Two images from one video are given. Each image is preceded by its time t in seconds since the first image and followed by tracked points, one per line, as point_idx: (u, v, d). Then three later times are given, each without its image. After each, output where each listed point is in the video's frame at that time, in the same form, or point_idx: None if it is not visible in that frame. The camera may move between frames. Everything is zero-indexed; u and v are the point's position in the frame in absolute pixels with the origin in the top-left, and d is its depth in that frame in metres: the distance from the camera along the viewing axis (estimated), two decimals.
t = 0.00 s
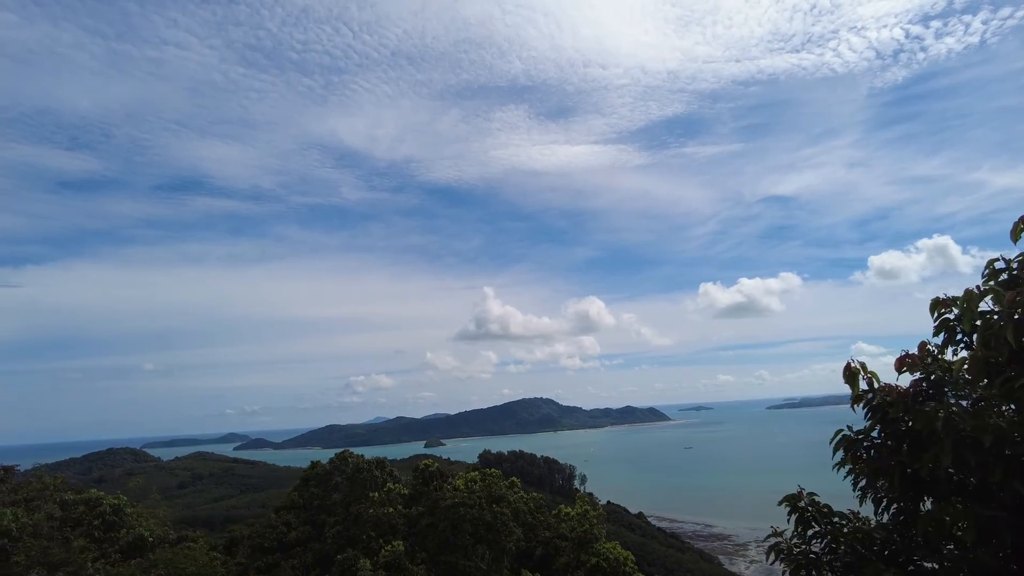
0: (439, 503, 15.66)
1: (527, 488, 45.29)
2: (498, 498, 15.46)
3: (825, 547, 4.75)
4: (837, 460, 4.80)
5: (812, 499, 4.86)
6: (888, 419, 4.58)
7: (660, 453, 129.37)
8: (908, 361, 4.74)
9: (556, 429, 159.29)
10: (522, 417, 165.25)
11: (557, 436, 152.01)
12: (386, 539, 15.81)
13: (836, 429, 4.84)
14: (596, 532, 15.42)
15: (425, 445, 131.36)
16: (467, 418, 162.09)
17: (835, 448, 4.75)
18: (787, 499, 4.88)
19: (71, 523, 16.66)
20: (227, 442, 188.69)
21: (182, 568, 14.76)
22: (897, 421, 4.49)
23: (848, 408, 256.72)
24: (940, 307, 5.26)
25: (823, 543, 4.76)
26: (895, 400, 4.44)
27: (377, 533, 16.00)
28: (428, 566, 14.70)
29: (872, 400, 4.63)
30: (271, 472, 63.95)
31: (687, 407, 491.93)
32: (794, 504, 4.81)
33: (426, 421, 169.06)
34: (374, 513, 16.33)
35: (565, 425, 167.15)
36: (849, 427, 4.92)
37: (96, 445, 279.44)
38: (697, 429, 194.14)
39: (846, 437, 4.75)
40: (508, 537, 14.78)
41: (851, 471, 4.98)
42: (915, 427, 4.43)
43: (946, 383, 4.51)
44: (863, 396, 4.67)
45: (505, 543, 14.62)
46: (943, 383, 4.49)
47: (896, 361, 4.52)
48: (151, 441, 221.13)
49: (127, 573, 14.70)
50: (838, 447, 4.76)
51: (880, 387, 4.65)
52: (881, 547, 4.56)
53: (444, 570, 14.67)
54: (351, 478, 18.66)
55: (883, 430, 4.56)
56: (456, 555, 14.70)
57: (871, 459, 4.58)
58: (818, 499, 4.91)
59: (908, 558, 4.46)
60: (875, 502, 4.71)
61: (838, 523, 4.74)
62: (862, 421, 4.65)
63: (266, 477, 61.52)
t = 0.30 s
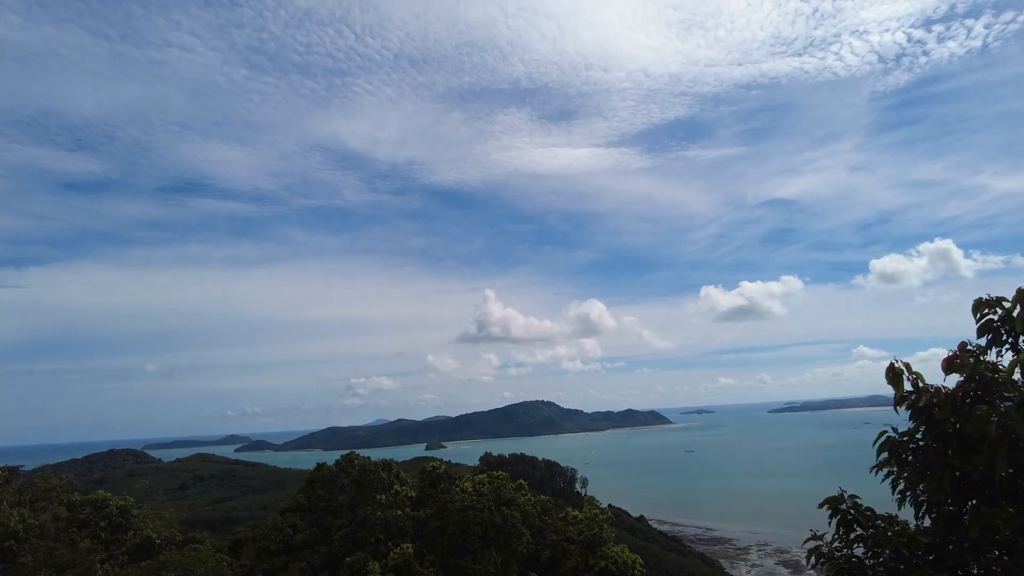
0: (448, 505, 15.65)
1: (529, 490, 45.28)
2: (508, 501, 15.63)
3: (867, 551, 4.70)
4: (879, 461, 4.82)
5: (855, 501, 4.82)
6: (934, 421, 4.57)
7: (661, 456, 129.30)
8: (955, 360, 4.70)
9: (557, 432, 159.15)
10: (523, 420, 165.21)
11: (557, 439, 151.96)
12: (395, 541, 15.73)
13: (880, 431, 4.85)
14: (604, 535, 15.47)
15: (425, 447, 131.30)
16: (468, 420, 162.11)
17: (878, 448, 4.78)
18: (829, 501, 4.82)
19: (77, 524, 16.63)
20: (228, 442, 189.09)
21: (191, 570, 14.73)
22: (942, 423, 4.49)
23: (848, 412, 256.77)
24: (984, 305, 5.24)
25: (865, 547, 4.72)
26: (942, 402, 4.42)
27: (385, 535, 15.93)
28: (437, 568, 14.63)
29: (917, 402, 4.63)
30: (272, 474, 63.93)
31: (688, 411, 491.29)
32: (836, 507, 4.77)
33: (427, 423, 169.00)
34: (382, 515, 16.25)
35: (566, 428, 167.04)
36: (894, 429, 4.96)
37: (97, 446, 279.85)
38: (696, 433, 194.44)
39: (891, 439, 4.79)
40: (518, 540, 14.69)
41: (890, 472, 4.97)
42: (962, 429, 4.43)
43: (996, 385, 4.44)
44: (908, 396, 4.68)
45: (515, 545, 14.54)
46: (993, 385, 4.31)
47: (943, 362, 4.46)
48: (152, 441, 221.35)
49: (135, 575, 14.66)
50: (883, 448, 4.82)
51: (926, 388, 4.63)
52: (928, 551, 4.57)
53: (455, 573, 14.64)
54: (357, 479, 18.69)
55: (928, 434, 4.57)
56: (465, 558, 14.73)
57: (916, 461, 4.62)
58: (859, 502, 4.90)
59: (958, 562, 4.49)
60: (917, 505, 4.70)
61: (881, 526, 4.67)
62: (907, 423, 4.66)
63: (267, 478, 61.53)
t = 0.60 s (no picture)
0: (450, 507, 15.60)
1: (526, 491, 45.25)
2: (510, 504, 15.63)
3: (899, 559, 4.76)
4: (911, 465, 4.93)
5: (885, 507, 4.92)
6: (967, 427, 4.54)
7: (658, 456, 129.36)
8: (988, 364, 4.64)
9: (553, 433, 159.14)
10: (519, 421, 164.99)
11: (554, 439, 151.93)
12: (398, 543, 15.67)
13: (911, 437, 4.89)
14: (607, 537, 15.42)
15: (421, 447, 131.20)
16: (464, 421, 162.00)
17: (910, 453, 4.85)
18: (859, 507, 4.93)
19: (76, 527, 16.54)
20: (224, 443, 188.75)
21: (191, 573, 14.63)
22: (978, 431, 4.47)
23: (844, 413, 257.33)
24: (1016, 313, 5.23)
25: (896, 553, 4.81)
26: (977, 406, 4.37)
27: (388, 537, 15.86)
28: (441, 570, 14.57)
29: (952, 407, 4.60)
30: (268, 474, 63.76)
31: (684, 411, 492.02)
32: (867, 513, 4.88)
33: (423, 423, 168.82)
34: (384, 517, 16.20)
35: (563, 428, 166.84)
36: (926, 436, 4.97)
37: (91, 446, 279.01)
38: (693, 433, 194.54)
39: (923, 445, 4.81)
40: (522, 542, 14.73)
41: (919, 478, 5.03)
42: (999, 435, 4.43)
43: None
44: (941, 400, 4.65)
45: (519, 546, 14.61)
46: None
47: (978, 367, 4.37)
48: (148, 441, 220.87)
49: None
50: (915, 455, 4.83)
51: (958, 393, 4.58)
52: (962, 558, 4.56)
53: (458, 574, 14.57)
54: (358, 481, 18.67)
55: (964, 441, 4.54)
56: (469, 560, 14.64)
57: (952, 469, 4.61)
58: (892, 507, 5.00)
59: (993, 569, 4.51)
60: (950, 514, 4.76)
61: (914, 533, 4.73)
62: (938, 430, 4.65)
63: (263, 479, 61.37)
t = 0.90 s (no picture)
0: (443, 504, 15.58)
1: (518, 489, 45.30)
2: (504, 501, 15.69)
3: (908, 560, 4.83)
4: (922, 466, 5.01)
5: (896, 507, 5.03)
6: (980, 427, 4.55)
7: (648, 454, 129.80)
8: (1000, 363, 4.64)
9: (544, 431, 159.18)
10: (510, 419, 165.09)
11: (545, 437, 152.13)
12: (390, 541, 15.59)
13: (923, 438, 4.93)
14: (599, 535, 15.43)
15: (412, 445, 131.00)
16: (455, 419, 161.90)
17: (921, 453, 4.92)
18: (869, 507, 5.04)
19: (64, 524, 16.39)
20: (213, 439, 187.85)
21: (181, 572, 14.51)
22: (990, 430, 4.49)
23: (833, 412, 259.03)
24: None
25: (906, 553, 4.89)
26: (991, 405, 4.37)
27: (381, 534, 15.78)
28: (433, 568, 14.50)
29: (964, 406, 4.60)
30: (257, 471, 63.47)
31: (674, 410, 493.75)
32: (876, 512, 4.99)
33: (414, 421, 168.52)
34: (377, 514, 16.13)
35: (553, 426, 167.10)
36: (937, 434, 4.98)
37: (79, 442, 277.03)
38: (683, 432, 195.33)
39: (935, 445, 4.82)
40: (515, 541, 14.77)
41: (929, 477, 5.09)
42: (1011, 434, 4.45)
43: None
44: (952, 399, 4.64)
45: (511, 545, 14.63)
46: None
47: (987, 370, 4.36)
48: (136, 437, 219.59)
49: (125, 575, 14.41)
50: (927, 455, 4.86)
51: (972, 392, 4.56)
52: (972, 558, 4.60)
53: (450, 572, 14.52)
54: (350, 479, 18.62)
55: (976, 441, 4.55)
56: (461, 557, 14.60)
57: (964, 469, 4.63)
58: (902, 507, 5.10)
59: (1004, 570, 4.52)
60: (960, 515, 4.81)
61: (924, 533, 4.80)
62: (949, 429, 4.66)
63: (252, 476, 61.08)
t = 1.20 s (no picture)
0: (428, 502, 15.51)
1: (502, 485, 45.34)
2: (489, 498, 15.73)
3: (904, 559, 4.93)
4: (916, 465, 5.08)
5: (889, 506, 5.11)
6: (976, 424, 4.62)
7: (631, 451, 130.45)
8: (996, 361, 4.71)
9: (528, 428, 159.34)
10: (494, 416, 165.06)
11: (529, 434, 152.36)
12: (375, 537, 15.50)
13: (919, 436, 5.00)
14: (584, 532, 15.51)
15: (396, 442, 130.49)
16: (439, 416, 161.60)
17: (916, 451, 5.00)
18: (864, 508, 5.10)
19: (41, 522, 16.11)
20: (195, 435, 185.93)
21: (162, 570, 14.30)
22: (987, 427, 4.54)
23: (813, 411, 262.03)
24: (1023, 307, 5.29)
25: (899, 552, 4.99)
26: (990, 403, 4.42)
27: (366, 531, 15.68)
28: (418, 566, 14.39)
29: (961, 404, 4.67)
30: (239, 467, 62.91)
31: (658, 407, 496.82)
32: (871, 512, 5.08)
33: (398, 417, 167.88)
34: (362, 511, 16.03)
35: (538, 423, 167.32)
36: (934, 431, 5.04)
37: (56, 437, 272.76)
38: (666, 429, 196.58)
39: (932, 443, 4.88)
40: (500, 538, 14.82)
41: (922, 475, 5.17)
42: (1008, 432, 4.51)
43: None
44: (950, 397, 4.69)
45: (497, 543, 14.68)
46: None
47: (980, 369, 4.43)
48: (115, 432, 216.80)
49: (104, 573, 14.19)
50: (924, 453, 4.91)
51: (970, 391, 4.62)
52: (967, 556, 4.66)
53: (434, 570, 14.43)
54: (334, 475, 18.53)
55: (975, 439, 4.60)
56: (445, 554, 14.55)
57: (960, 466, 4.69)
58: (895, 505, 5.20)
59: (998, 568, 4.57)
60: (954, 514, 4.89)
61: (918, 531, 4.90)
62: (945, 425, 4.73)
63: (234, 472, 60.51)
